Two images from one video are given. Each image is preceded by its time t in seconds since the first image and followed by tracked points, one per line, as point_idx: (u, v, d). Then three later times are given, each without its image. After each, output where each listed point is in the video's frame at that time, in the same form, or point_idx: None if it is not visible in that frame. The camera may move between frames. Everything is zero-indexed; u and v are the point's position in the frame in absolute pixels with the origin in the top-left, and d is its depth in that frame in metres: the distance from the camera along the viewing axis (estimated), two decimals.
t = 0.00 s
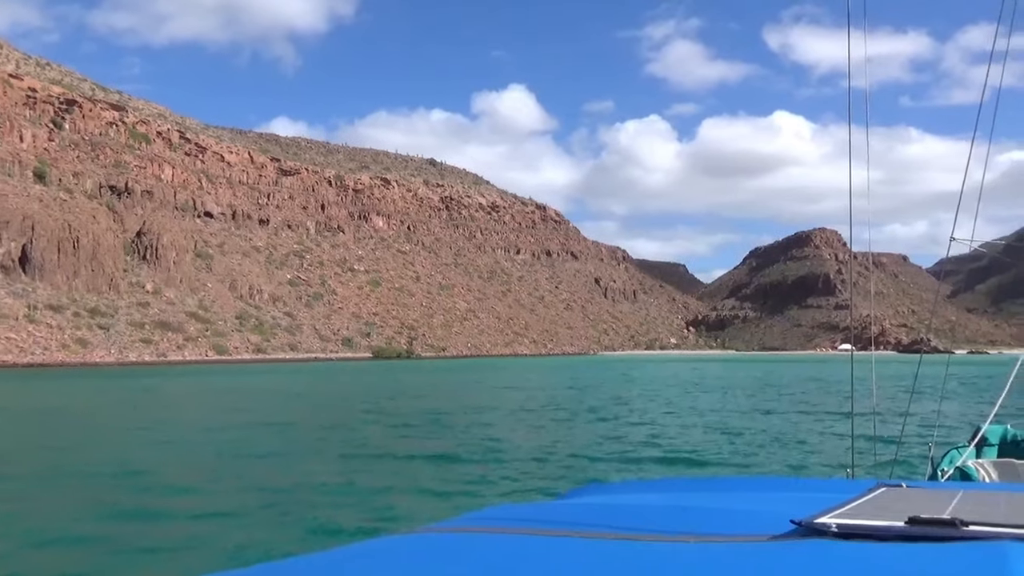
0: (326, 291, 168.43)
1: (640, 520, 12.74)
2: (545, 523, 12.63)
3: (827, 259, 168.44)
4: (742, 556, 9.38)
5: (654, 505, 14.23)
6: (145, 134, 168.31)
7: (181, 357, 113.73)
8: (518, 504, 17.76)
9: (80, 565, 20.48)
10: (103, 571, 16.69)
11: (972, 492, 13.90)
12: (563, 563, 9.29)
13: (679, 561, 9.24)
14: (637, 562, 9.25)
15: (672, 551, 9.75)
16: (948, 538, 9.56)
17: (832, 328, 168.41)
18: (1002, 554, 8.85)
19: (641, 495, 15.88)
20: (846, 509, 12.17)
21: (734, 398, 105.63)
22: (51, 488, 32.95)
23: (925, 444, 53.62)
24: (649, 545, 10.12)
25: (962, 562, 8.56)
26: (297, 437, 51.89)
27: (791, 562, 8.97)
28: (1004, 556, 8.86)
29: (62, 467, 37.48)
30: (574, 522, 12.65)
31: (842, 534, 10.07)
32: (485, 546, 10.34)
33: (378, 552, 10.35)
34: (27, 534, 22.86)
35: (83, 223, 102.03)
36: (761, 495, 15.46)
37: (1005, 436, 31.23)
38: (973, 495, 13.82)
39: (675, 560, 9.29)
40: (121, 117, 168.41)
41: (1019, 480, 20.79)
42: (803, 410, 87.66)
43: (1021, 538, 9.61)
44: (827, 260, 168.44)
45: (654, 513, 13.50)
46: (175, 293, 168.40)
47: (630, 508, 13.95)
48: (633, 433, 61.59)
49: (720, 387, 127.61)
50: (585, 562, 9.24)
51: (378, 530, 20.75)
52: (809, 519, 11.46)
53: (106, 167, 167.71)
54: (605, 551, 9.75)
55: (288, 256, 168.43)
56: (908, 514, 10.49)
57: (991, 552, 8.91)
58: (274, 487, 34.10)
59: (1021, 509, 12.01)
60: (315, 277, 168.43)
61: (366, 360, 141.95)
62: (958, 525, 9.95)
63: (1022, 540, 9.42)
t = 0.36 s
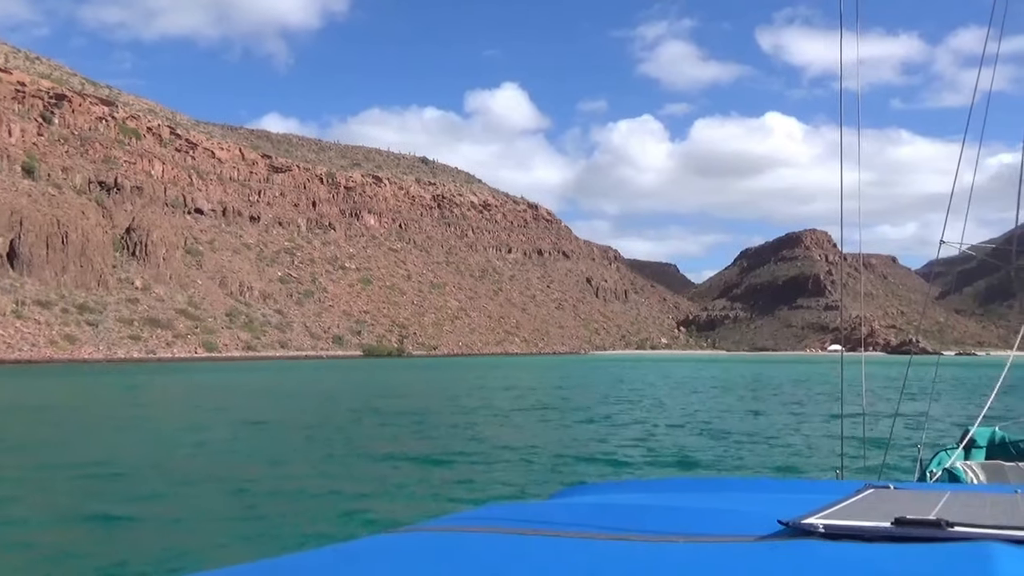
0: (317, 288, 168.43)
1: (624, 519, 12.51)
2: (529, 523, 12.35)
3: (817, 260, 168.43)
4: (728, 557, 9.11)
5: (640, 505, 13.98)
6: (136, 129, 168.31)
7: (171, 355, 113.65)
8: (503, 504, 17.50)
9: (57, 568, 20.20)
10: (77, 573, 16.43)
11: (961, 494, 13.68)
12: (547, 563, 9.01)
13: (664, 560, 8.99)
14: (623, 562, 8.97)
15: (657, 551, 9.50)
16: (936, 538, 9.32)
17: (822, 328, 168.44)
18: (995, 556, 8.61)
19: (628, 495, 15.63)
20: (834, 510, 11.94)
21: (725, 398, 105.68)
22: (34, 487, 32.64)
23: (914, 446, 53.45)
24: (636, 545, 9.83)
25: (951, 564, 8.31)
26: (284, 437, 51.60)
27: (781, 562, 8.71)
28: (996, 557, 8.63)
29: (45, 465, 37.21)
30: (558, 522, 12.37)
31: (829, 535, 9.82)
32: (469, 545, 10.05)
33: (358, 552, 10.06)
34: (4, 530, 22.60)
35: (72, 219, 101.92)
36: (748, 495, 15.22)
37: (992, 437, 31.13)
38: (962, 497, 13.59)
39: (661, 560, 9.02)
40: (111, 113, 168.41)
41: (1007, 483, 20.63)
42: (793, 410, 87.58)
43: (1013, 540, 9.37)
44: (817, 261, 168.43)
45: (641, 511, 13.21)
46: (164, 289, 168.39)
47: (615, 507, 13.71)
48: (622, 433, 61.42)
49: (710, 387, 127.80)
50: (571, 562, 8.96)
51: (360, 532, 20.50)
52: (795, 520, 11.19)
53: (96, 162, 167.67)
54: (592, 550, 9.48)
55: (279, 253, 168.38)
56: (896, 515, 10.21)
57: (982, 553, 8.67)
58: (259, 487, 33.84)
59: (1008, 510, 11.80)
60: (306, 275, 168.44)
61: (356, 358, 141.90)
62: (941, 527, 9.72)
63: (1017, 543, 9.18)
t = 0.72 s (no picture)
0: (312, 287, 168.45)
1: (618, 519, 12.31)
2: (526, 523, 12.10)
3: (811, 260, 168.42)
4: (722, 557, 8.91)
5: (630, 504, 13.83)
6: (129, 126, 168.40)
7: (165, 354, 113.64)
8: (497, 503, 17.24)
9: (43, 568, 19.98)
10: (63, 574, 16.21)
11: (957, 493, 13.54)
12: (540, 563, 8.81)
13: (655, 562, 8.79)
14: (616, 564, 8.75)
15: (651, 550, 9.31)
16: (923, 538, 9.20)
17: (816, 328, 168.42)
18: (1002, 558, 8.37)
19: (623, 495, 15.44)
20: (827, 510, 11.78)
21: (719, 398, 105.70)
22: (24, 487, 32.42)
23: (908, 447, 53.30)
24: (631, 545, 9.64)
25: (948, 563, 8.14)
26: (276, 436, 51.33)
27: (782, 560, 8.47)
28: (1002, 557, 8.39)
29: (35, 464, 36.99)
30: (549, 522, 12.19)
31: (823, 534, 9.61)
32: (461, 547, 9.79)
33: (347, 552, 9.81)
34: None
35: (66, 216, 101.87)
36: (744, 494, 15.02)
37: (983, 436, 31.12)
38: (956, 495, 13.41)
39: (654, 560, 8.83)
40: (105, 110, 168.47)
41: (1000, 483, 20.59)
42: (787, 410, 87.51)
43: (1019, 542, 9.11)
44: (811, 261, 168.42)
45: (635, 512, 13.01)
46: (158, 287, 168.37)
47: (611, 507, 13.51)
48: (615, 433, 61.25)
49: (704, 387, 127.99)
50: (565, 562, 8.75)
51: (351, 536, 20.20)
52: (791, 520, 11.01)
53: (89, 159, 167.75)
54: (591, 551, 9.28)
55: (273, 252, 168.44)
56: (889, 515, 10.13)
57: (984, 554, 8.47)
58: (250, 486, 33.63)
59: (1004, 510, 11.65)
60: (301, 273, 168.45)
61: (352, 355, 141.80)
62: (936, 526, 9.54)
63: None
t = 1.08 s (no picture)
0: (302, 285, 168.48)
1: (610, 519, 12.08)
2: (515, 522, 11.85)
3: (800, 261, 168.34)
4: (711, 557, 8.69)
5: (619, 504, 13.60)
6: (118, 122, 168.45)
7: (152, 352, 113.51)
8: (486, 503, 17.00)
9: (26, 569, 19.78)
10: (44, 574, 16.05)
11: (948, 493, 13.37)
12: (533, 563, 8.54)
13: (642, 561, 8.55)
14: (604, 563, 8.49)
15: (639, 550, 9.08)
16: (913, 538, 8.99)
17: (805, 329, 168.41)
18: (994, 557, 8.17)
19: (613, 495, 15.19)
20: (817, 509, 11.57)
21: (708, 397, 105.70)
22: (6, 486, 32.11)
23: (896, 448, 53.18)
24: (620, 544, 9.40)
25: (939, 563, 7.94)
26: (263, 435, 51.01)
27: (771, 560, 8.25)
28: (994, 558, 8.18)
29: (19, 461, 36.68)
30: (537, 522, 11.95)
31: (812, 534, 9.39)
32: (448, 547, 9.53)
33: (332, 553, 9.53)
34: None
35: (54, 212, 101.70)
36: (735, 493, 14.80)
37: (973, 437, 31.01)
38: (945, 496, 13.23)
39: (640, 560, 8.59)
40: (94, 106, 168.48)
41: (988, 484, 20.55)
42: (777, 411, 87.38)
43: (1011, 541, 8.88)
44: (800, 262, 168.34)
45: (627, 510, 12.79)
46: (147, 284, 168.44)
47: (598, 506, 13.28)
48: (605, 433, 61.06)
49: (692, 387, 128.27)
50: (552, 562, 8.51)
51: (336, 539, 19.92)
52: (779, 520, 10.80)
53: (78, 155, 167.77)
54: (580, 550, 9.02)
55: (263, 250, 168.49)
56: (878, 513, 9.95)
57: (975, 553, 8.28)
58: (235, 484, 33.33)
59: (993, 510, 11.48)
60: (291, 271, 168.50)
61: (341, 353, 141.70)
62: (924, 526, 9.35)
63: None
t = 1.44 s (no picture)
0: (290, 284, 168.45)
1: (593, 518, 11.80)
2: (497, 522, 11.49)
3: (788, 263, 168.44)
4: (696, 557, 8.34)
5: (603, 503, 13.27)
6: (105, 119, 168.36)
7: (138, 350, 113.27)
8: (469, 502, 16.65)
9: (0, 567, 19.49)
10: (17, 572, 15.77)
11: (938, 493, 13.10)
12: (511, 562, 8.23)
13: (626, 558, 8.21)
14: (587, 562, 8.14)
15: (624, 548, 8.73)
16: (905, 538, 8.68)
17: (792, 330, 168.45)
18: (988, 560, 7.84)
19: (598, 494, 14.85)
20: (806, 508, 11.26)
21: (695, 399, 105.70)
22: None
23: (883, 450, 53.01)
24: (604, 543, 9.04)
25: (932, 562, 7.62)
26: (246, 434, 50.60)
27: (758, 560, 7.92)
28: (989, 561, 7.85)
29: None
30: (517, 522, 11.61)
31: (800, 533, 9.07)
32: (426, 547, 9.13)
33: (306, 553, 9.12)
34: None
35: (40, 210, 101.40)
36: (722, 493, 14.49)
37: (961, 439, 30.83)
38: (934, 496, 12.97)
39: (623, 558, 8.23)
40: (81, 102, 168.39)
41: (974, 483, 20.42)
42: (765, 413, 87.22)
43: (1004, 544, 8.53)
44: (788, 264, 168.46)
45: (612, 509, 12.50)
46: (133, 283, 168.29)
47: (582, 505, 12.94)
48: (592, 434, 60.81)
49: (678, 388, 128.55)
50: (532, 561, 8.14)
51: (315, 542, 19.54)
52: (767, 519, 10.48)
53: (64, 152, 167.67)
54: (562, 550, 8.66)
55: (251, 248, 168.44)
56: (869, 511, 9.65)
57: (968, 556, 7.94)
58: (216, 482, 32.89)
59: (982, 509, 11.23)
60: (279, 270, 168.43)
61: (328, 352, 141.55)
62: (908, 526, 9.11)
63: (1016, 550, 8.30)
